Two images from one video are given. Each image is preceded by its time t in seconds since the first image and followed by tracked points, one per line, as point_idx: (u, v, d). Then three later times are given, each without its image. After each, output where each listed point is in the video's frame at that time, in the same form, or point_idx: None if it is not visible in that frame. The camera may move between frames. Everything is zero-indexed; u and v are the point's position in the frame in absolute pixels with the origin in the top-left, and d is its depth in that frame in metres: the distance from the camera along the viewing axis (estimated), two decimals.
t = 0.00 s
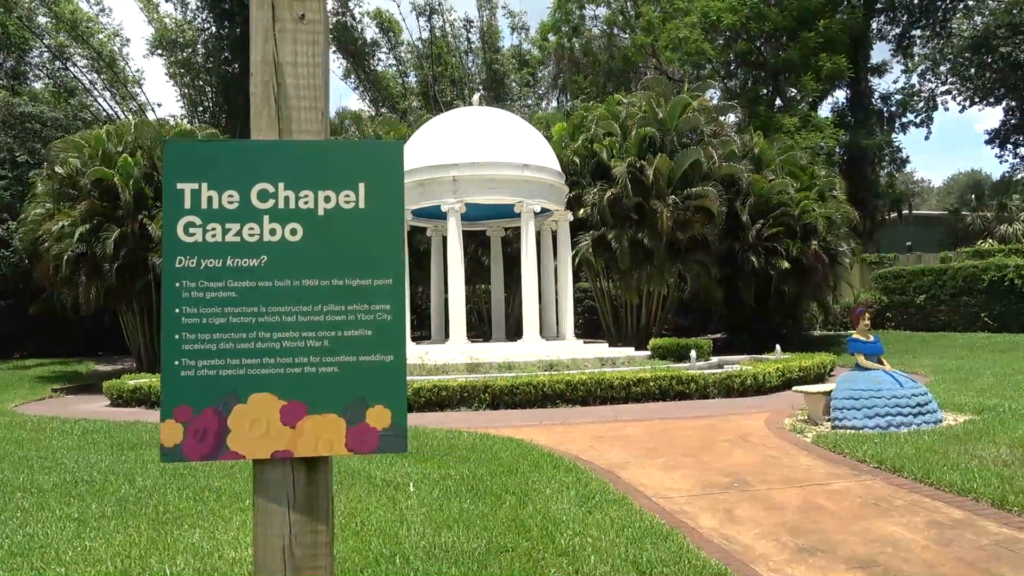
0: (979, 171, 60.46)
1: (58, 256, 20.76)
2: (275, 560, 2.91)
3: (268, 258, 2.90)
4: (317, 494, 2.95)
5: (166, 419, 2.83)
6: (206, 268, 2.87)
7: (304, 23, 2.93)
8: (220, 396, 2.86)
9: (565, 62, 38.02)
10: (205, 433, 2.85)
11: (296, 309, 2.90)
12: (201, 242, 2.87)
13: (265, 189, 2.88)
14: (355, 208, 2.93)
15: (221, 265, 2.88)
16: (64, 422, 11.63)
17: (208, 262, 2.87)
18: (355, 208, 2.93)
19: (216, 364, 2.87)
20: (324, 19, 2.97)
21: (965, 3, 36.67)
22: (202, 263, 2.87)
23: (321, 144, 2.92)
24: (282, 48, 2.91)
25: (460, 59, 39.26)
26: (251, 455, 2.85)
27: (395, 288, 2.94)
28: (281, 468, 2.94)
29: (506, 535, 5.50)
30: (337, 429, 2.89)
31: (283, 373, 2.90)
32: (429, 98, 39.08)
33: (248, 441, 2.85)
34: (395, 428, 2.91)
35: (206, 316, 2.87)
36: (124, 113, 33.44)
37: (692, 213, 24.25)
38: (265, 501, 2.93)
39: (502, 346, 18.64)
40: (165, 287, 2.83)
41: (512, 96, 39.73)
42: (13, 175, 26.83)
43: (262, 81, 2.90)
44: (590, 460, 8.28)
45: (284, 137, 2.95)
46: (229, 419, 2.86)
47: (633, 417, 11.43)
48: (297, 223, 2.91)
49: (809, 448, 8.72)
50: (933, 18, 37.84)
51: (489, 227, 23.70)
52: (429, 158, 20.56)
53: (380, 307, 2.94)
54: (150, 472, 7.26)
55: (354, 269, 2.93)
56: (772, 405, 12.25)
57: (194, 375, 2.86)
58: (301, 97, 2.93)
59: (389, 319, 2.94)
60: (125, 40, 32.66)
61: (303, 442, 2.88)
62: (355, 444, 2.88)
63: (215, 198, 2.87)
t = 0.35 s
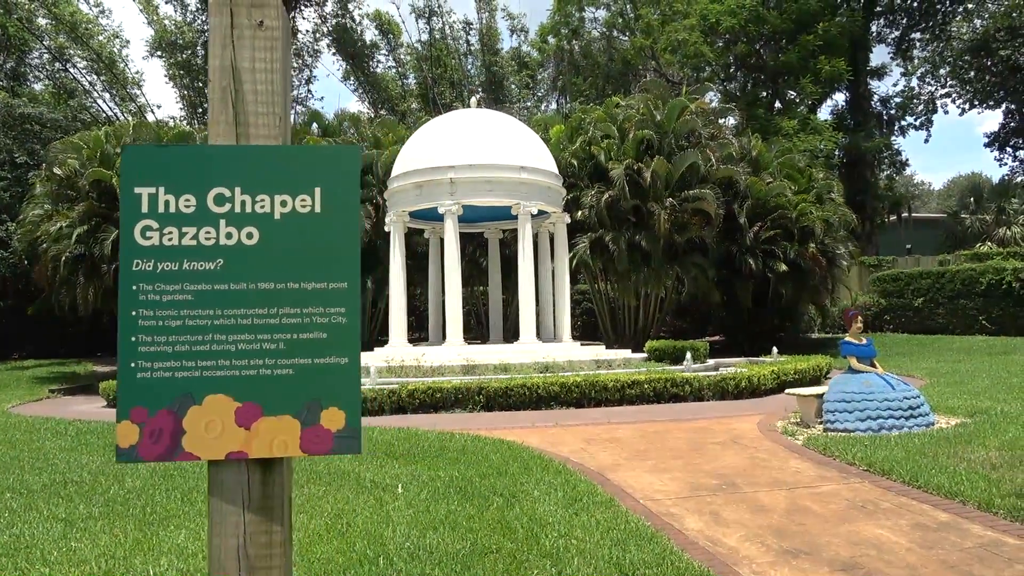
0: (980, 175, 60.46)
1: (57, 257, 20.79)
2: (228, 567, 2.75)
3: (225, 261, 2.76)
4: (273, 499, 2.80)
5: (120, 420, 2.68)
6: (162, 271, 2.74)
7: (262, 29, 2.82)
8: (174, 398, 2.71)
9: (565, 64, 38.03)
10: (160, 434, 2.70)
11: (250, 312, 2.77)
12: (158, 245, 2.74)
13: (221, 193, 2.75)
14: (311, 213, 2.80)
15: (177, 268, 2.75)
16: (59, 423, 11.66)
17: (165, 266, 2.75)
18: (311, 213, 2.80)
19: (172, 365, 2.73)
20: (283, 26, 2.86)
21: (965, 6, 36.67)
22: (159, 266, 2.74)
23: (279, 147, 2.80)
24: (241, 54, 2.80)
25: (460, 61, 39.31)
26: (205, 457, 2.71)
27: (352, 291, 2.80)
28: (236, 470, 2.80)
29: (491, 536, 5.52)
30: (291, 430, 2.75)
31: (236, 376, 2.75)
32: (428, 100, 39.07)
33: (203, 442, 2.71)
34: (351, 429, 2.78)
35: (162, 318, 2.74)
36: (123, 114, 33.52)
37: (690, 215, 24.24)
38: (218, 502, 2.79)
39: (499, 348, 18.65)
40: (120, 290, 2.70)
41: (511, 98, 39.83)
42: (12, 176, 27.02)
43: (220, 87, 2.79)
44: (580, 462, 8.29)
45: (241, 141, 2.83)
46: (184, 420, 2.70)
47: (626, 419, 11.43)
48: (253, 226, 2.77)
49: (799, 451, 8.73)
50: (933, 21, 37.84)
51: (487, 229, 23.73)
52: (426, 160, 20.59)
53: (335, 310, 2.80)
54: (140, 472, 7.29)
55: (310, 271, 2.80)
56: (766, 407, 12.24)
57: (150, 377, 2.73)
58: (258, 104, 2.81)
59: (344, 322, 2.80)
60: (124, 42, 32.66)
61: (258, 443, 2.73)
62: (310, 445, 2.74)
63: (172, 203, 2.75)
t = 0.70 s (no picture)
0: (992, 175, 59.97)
1: (66, 260, 20.92)
2: (186, 569, 2.76)
3: (183, 261, 2.77)
4: (231, 502, 2.81)
5: (77, 423, 2.68)
6: (120, 271, 2.74)
7: (223, 26, 2.81)
8: (132, 400, 2.71)
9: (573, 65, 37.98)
10: (117, 437, 2.69)
11: (209, 313, 2.77)
12: (115, 245, 2.74)
13: (180, 193, 2.76)
14: (270, 212, 2.80)
15: (136, 268, 2.75)
16: (64, 425, 11.72)
17: (123, 266, 2.74)
18: (270, 212, 2.80)
19: (130, 367, 2.73)
20: (244, 24, 2.86)
21: (976, 4, 36.39)
22: (117, 266, 2.74)
23: (238, 146, 2.80)
24: (201, 51, 2.81)
25: (468, 63, 39.38)
26: (163, 459, 2.71)
27: (311, 291, 2.81)
28: (195, 473, 2.80)
29: (486, 538, 5.49)
30: (250, 433, 2.75)
31: (195, 378, 2.75)
32: (436, 102, 39.13)
33: (161, 444, 2.71)
34: (309, 432, 2.77)
35: (119, 319, 2.74)
36: (133, 118, 33.76)
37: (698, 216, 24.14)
38: (177, 506, 2.79)
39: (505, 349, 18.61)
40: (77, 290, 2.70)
41: (519, 99, 39.90)
42: (24, 179, 27.79)
43: (180, 85, 2.80)
44: (582, 464, 8.25)
45: (201, 140, 2.84)
46: (142, 423, 2.71)
47: (630, 420, 11.36)
48: (212, 226, 2.78)
49: (803, 452, 8.64)
50: (943, 20, 37.58)
51: (494, 231, 23.71)
52: (433, 161, 20.59)
53: (294, 310, 2.81)
54: (140, 475, 7.31)
55: (269, 271, 2.80)
56: (772, 409, 12.14)
57: (106, 379, 2.71)
58: (218, 102, 2.82)
59: (304, 323, 2.81)
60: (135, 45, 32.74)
61: (216, 445, 2.73)
62: (268, 447, 2.74)
63: (131, 202, 2.75)
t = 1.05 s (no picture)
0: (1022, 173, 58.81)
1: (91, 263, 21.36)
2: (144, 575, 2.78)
3: (143, 264, 2.77)
4: (190, 508, 2.82)
5: (36, 428, 2.69)
6: (80, 274, 2.75)
7: (183, 27, 2.82)
8: (91, 405, 2.72)
9: (593, 66, 37.77)
10: (75, 442, 2.70)
11: (169, 317, 2.78)
12: (75, 248, 2.75)
13: (139, 195, 2.77)
14: (230, 214, 2.81)
15: (95, 271, 2.76)
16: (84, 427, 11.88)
17: (83, 269, 2.75)
18: (230, 214, 2.81)
19: (89, 371, 2.73)
20: (205, 24, 2.87)
21: None
22: (76, 270, 2.75)
23: (200, 148, 2.81)
24: (161, 51, 2.81)
25: (487, 65, 39.37)
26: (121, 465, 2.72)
27: (272, 294, 2.81)
28: (154, 479, 2.80)
29: (492, 542, 5.45)
30: (209, 438, 2.75)
31: (154, 382, 2.76)
32: (455, 104, 39.16)
33: (119, 451, 2.71)
34: (269, 437, 2.77)
35: (79, 323, 2.74)
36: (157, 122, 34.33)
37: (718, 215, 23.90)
38: (137, 512, 2.80)
39: (522, 351, 18.57)
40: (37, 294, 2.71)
41: (537, 100, 39.86)
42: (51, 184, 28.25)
43: (140, 86, 2.80)
44: (593, 467, 8.17)
45: (162, 142, 2.84)
46: (100, 428, 2.71)
47: (645, 423, 11.25)
48: (172, 228, 2.79)
49: (820, 456, 8.50)
50: (971, 15, 36.89)
51: (512, 233, 23.67)
52: (450, 163, 20.61)
53: (254, 314, 2.81)
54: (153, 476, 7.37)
55: (228, 274, 2.81)
56: (790, 412, 11.95)
57: (65, 383, 2.72)
58: (179, 103, 2.82)
59: (264, 327, 2.81)
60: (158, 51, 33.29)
61: (174, 451, 2.74)
62: (227, 454, 2.75)
63: (90, 205, 2.76)
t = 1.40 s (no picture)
0: None
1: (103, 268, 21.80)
2: None
3: (105, 273, 2.79)
4: (152, 517, 2.82)
5: None
6: (43, 284, 2.77)
7: (146, 36, 2.85)
8: (53, 414, 2.73)
9: (601, 68, 37.62)
10: (37, 451, 2.71)
11: (131, 325, 2.79)
12: (38, 258, 2.77)
13: (102, 204, 2.79)
14: (192, 222, 2.82)
15: (58, 281, 2.78)
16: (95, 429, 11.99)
17: (46, 278, 2.77)
18: (192, 222, 2.83)
19: (52, 380, 2.75)
20: (169, 33, 2.89)
21: None
22: (39, 279, 2.77)
23: (162, 156, 2.83)
24: (125, 61, 2.84)
25: (495, 67, 39.34)
26: (82, 474, 2.73)
27: (233, 303, 2.82)
28: (116, 487, 2.81)
29: (488, 546, 5.44)
30: (170, 447, 2.76)
31: (116, 391, 2.77)
32: (463, 107, 39.13)
33: (81, 460, 2.72)
34: (230, 446, 2.78)
35: (42, 331, 2.76)
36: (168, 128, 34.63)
37: (726, 217, 23.78)
38: (98, 522, 2.81)
39: (529, 353, 18.55)
40: None
41: (545, 103, 39.84)
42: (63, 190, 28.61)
43: (104, 96, 2.83)
44: (595, 471, 8.14)
45: (126, 151, 2.86)
46: (61, 437, 2.72)
47: (649, 425, 11.20)
48: (134, 238, 2.81)
49: (824, 459, 8.44)
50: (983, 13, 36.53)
51: (520, 235, 23.67)
52: (456, 166, 20.64)
53: (216, 322, 2.82)
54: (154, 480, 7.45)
55: (190, 283, 2.82)
56: (796, 414, 11.86)
57: (27, 392, 2.74)
58: (142, 112, 2.84)
59: (225, 335, 2.82)
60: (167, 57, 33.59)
61: (135, 460, 2.75)
62: (188, 462, 2.76)
63: (53, 214, 2.78)
